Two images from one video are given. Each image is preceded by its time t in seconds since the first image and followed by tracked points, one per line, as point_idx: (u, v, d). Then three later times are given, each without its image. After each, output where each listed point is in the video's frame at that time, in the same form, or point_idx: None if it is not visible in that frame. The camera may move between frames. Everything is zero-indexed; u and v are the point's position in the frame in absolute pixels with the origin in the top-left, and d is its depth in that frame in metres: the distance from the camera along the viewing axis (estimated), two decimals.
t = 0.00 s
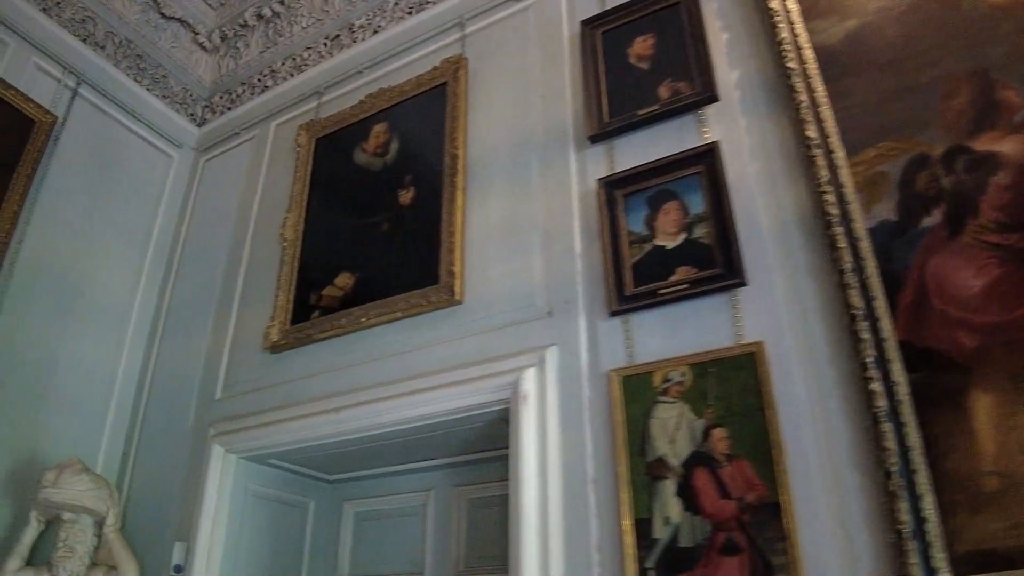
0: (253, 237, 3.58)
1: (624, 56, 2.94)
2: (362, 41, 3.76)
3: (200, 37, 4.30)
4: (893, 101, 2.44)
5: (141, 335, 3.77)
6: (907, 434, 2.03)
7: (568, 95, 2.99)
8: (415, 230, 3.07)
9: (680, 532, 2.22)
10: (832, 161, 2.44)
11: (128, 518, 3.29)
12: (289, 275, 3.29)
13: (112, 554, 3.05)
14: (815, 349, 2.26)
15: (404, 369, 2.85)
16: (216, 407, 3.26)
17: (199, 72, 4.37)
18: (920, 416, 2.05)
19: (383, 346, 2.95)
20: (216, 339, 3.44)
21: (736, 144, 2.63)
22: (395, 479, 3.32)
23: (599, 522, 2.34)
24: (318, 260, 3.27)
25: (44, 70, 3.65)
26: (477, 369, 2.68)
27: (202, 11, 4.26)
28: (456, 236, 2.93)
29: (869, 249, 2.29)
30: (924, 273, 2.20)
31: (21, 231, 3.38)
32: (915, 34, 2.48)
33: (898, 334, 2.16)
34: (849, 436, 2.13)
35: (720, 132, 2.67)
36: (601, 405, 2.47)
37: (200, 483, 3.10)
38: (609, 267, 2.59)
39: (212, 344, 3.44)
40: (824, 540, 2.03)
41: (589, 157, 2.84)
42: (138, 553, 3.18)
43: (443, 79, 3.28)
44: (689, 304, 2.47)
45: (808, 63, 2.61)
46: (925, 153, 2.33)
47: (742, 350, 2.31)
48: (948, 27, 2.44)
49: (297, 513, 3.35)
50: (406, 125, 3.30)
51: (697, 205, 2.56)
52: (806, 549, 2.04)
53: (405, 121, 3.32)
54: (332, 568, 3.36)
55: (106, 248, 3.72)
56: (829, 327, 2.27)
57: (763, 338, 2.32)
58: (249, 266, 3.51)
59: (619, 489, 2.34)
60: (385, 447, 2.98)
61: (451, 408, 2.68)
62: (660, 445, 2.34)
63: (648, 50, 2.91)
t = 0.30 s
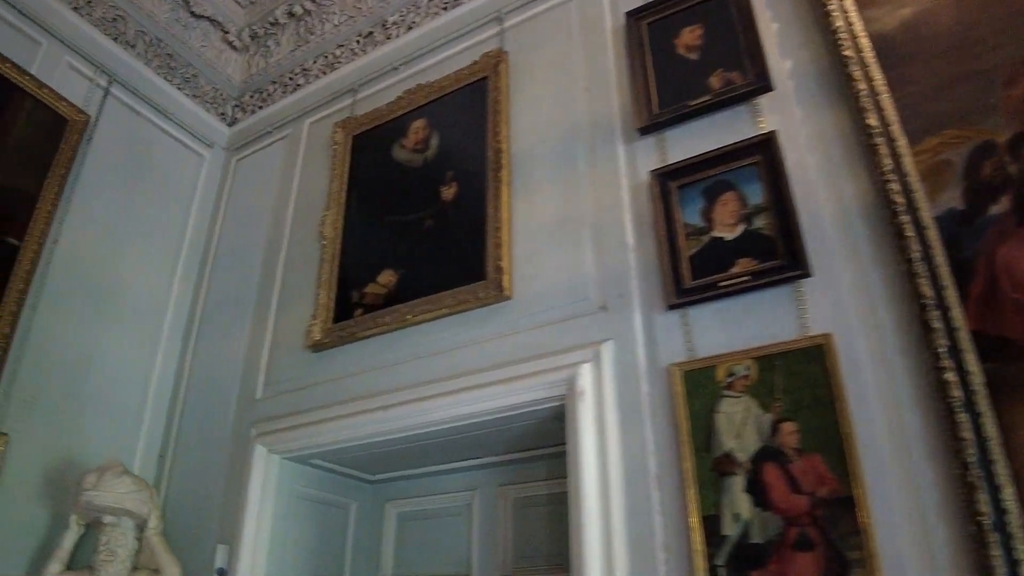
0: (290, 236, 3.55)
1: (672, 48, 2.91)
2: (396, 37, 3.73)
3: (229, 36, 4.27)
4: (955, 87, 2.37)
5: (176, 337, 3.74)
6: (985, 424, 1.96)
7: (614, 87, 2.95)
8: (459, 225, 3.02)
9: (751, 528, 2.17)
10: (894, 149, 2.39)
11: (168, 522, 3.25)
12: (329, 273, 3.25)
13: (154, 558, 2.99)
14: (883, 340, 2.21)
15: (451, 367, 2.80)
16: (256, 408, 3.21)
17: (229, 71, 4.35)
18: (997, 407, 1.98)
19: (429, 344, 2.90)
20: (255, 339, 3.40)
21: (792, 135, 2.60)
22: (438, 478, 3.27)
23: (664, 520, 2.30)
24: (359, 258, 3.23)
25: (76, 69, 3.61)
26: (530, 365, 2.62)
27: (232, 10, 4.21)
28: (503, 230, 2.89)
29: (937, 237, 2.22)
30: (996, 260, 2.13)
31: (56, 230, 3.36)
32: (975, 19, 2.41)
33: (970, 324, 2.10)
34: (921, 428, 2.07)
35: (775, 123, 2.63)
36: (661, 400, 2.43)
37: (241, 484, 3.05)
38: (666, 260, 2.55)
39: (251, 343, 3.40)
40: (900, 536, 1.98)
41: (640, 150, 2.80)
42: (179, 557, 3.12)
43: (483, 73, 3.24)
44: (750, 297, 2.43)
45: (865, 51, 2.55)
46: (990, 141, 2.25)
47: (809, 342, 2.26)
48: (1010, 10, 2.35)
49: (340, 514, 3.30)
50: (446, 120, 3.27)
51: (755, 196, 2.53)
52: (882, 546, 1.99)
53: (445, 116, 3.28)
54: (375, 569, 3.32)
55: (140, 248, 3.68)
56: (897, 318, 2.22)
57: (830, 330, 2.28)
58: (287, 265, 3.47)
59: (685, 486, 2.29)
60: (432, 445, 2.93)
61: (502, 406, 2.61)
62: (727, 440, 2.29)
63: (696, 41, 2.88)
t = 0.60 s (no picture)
0: (330, 238, 3.54)
1: (719, 42, 2.87)
2: (431, 38, 3.71)
3: (261, 39, 4.24)
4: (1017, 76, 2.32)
5: (214, 342, 3.71)
6: None
7: (661, 83, 2.92)
8: (504, 225, 2.99)
9: (821, 529, 2.12)
10: (956, 141, 2.31)
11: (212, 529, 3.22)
12: (371, 275, 3.24)
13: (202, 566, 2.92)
14: (952, 337, 2.15)
15: (501, 368, 2.76)
16: (301, 412, 3.19)
17: (261, 75, 4.33)
18: None
19: (477, 345, 2.87)
20: (297, 343, 3.39)
21: (850, 128, 2.55)
22: (484, 481, 3.25)
23: (728, 521, 2.25)
24: (402, 260, 3.22)
25: (110, 74, 3.60)
26: (584, 365, 2.58)
27: (263, 13, 4.20)
28: (550, 230, 2.85)
29: (1003, 230, 2.15)
30: None
31: (95, 236, 3.35)
32: None
33: None
34: (995, 426, 2.01)
35: (831, 115, 2.58)
36: (722, 400, 2.38)
37: (287, 489, 3.03)
38: (723, 257, 2.51)
39: (293, 348, 3.39)
40: (975, 537, 1.91)
41: (689, 144, 2.78)
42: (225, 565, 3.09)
43: (523, 71, 3.22)
44: (812, 293, 2.39)
45: (921, 43, 2.49)
46: None
47: (875, 339, 2.21)
48: None
49: (385, 519, 3.27)
50: (486, 119, 3.24)
51: (814, 190, 2.49)
52: (956, 546, 1.93)
53: (485, 116, 3.25)
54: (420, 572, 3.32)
55: (177, 252, 3.67)
56: (965, 314, 2.16)
57: (896, 327, 2.23)
58: (327, 269, 3.46)
59: (751, 487, 2.24)
60: (481, 448, 2.90)
61: (554, 407, 2.59)
62: (794, 440, 2.24)
63: (745, 34, 2.84)
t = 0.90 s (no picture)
0: (359, 239, 3.56)
1: (754, 34, 2.84)
2: (457, 36, 3.71)
3: (286, 41, 4.24)
4: None
5: (246, 342, 3.73)
6: None
7: (695, 76, 2.90)
8: (538, 223, 2.98)
9: (873, 525, 2.07)
10: (1002, 128, 2.24)
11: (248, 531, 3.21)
12: (403, 275, 3.24)
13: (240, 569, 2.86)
14: (1004, 328, 2.09)
15: (538, 368, 2.73)
16: (334, 413, 3.18)
17: (287, 77, 4.34)
18: None
19: (514, 344, 2.84)
20: (330, 345, 3.38)
21: (891, 117, 2.50)
22: (520, 481, 3.23)
23: (778, 519, 2.20)
24: (434, 259, 3.22)
25: (137, 78, 3.60)
26: (625, 363, 2.55)
27: (287, 15, 4.21)
28: (586, 226, 2.83)
29: None
30: None
31: (125, 240, 3.35)
32: None
33: None
34: None
35: (871, 105, 2.54)
36: (769, 395, 2.34)
37: (322, 491, 3.01)
38: (766, 249, 2.47)
39: (325, 350, 3.38)
40: None
41: (726, 137, 2.75)
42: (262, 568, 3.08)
43: (554, 67, 3.22)
44: (858, 285, 2.34)
45: (961, 29, 2.40)
46: None
47: (925, 330, 2.16)
48: None
49: (420, 520, 3.26)
50: (517, 116, 3.24)
51: (857, 180, 2.44)
52: (1014, 540, 1.87)
53: (514, 113, 3.25)
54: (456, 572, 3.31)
55: (204, 254, 3.67)
56: (1018, 304, 2.09)
57: (946, 318, 2.17)
58: (358, 270, 3.47)
59: (800, 483, 2.20)
60: (518, 448, 2.87)
61: (593, 406, 2.55)
62: (843, 435, 2.20)
63: (781, 24, 2.81)
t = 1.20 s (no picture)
0: (392, 240, 3.62)
1: (791, 19, 2.78)
2: (485, 32, 3.74)
3: (313, 43, 4.30)
4: None
5: (281, 345, 3.76)
6: None
7: (732, 63, 2.85)
8: (575, 218, 2.96)
9: (936, 518, 1.98)
10: None
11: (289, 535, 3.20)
12: (438, 274, 3.26)
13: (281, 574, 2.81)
14: None
15: (579, 366, 2.68)
16: (372, 413, 3.20)
17: (314, 79, 4.38)
18: None
19: (553, 341, 2.80)
20: (366, 347, 3.41)
21: (939, 98, 2.41)
22: (561, 480, 3.21)
23: (835, 515, 2.13)
24: (470, 257, 3.23)
25: (166, 83, 3.63)
26: (669, 357, 2.49)
27: (314, 16, 4.27)
28: (624, 220, 2.80)
29: None
30: None
31: (158, 246, 3.37)
32: None
33: None
34: None
35: (917, 87, 2.45)
36: (821, 387, 2.27)
37: (362, 494, 2.99)
38: (814, 237, 2.41)
39: (361, 348, 3.43)
40: None
41: (767, 123, 2.69)
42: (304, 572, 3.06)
43: (585, 59, 3.22)
44: (912, 271, 2.25)
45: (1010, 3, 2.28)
46: None
47: (984, 316, 2.06)
48: None
49: (460, 522, 3.25)
50: (552, 111, 3.25)
51: (907, 164, 2.36)
52: None
53: (547, 107, 3.27)
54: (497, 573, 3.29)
55: (232, 257, 3.67)
56: None
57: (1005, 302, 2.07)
58: (390, 271, 3.52)
59: (857, 477, 2.12)
60: (558, 446, 2.83)
61: (635, 403, 2.50)
62: (901, 427, 2.11)
63: (820, 7, 2.74)
